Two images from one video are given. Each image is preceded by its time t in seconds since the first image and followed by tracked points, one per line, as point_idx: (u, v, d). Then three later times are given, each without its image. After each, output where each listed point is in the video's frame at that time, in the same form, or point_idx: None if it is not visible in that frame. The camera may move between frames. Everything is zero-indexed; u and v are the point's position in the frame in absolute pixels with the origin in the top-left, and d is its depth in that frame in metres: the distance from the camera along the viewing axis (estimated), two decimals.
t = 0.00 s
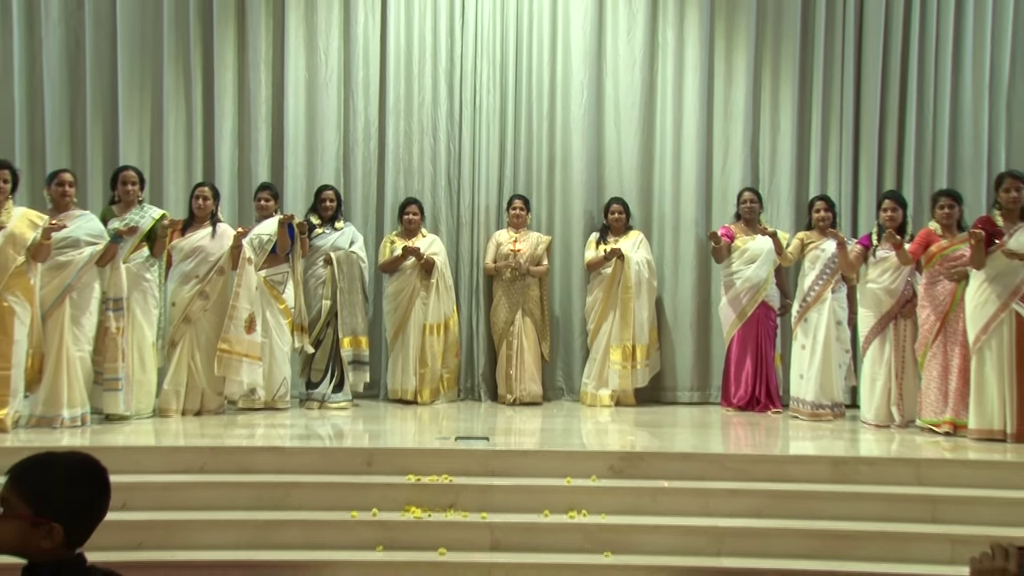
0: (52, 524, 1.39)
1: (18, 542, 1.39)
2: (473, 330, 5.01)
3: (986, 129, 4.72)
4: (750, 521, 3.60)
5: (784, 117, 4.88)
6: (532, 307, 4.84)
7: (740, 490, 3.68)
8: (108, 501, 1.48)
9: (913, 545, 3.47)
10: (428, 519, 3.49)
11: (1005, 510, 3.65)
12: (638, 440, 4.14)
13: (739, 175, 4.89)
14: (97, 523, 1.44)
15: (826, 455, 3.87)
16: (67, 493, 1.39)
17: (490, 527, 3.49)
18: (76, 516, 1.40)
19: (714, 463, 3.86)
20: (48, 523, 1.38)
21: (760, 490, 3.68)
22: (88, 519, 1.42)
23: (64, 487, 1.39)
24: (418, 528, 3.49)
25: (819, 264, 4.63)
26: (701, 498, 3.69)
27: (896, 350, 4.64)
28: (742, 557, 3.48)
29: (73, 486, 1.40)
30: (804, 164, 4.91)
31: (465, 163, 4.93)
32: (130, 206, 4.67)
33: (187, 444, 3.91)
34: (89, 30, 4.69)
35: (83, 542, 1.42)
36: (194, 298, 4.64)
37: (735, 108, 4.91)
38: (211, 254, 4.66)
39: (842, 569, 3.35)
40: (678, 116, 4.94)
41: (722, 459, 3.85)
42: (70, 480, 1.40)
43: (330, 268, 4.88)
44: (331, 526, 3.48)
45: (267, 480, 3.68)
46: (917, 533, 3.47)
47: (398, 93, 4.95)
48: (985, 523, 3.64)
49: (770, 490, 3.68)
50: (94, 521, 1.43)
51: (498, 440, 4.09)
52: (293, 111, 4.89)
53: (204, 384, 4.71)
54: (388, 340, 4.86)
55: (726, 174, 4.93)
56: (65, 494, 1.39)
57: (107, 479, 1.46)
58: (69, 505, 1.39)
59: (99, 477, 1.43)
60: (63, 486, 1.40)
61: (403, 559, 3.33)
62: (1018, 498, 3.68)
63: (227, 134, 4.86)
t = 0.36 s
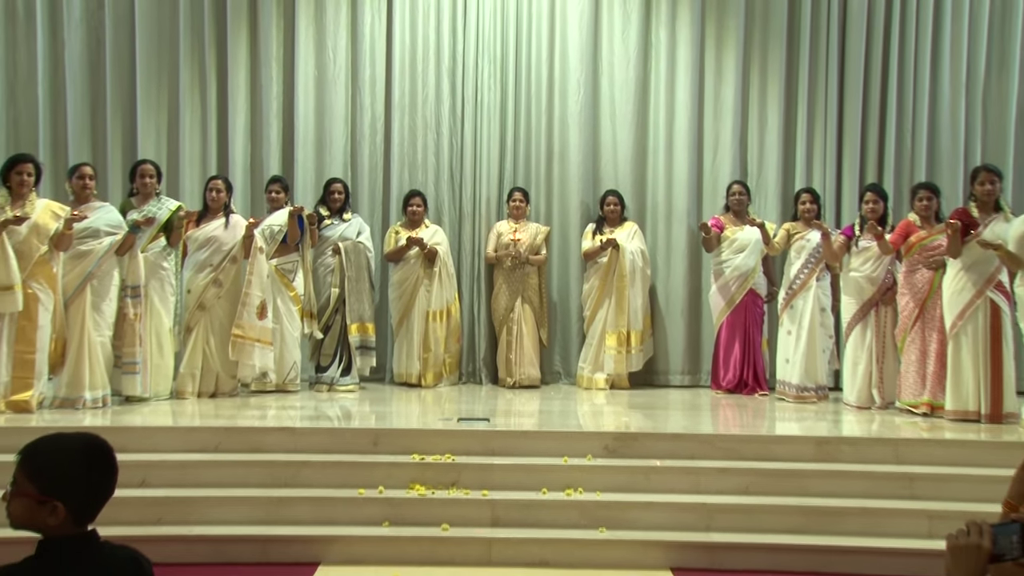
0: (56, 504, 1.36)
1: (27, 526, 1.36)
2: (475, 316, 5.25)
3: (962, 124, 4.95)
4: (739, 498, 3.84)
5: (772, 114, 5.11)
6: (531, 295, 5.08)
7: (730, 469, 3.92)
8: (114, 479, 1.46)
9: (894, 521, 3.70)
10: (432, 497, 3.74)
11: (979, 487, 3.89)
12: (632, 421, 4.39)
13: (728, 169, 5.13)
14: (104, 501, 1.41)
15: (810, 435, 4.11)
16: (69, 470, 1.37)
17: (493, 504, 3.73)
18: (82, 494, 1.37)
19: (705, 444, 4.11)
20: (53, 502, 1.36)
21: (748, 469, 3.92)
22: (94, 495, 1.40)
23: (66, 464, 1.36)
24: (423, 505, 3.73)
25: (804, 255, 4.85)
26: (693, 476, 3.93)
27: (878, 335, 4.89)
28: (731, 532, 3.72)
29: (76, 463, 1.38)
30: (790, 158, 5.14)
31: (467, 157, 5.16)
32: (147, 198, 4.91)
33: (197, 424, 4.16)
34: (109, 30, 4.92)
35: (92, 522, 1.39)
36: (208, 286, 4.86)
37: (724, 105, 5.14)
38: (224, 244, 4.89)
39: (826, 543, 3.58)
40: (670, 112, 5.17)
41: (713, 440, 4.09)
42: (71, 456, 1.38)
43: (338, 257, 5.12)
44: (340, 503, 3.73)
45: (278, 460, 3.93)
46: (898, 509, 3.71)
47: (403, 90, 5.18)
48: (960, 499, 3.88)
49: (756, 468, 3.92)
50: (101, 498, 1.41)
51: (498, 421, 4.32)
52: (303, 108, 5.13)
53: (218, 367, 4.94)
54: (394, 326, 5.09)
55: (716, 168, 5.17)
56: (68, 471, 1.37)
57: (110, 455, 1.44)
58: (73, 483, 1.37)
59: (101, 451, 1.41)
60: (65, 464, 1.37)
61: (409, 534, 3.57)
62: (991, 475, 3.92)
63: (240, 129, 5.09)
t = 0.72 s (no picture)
0: (56, 483, 1.47)
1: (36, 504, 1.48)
2: (477, 308, 5.50)
3: (940, 124, 5.18)
4: (728, 481, 4.09)
5: (760, 115, 5.34)
6: (530, 288, 5.32)
7: (719, 454, 4.17)
8: (119, 464, 1.57)
9: (876, 503, 3.95)
10: (434, 481, 3.98)
11: (954, 469, 4.15)
12: (626, 408, 4.63)
13: (718, 168, 5.37)
14: (104, 482, 1.52)
15: (795, 422, 4.36)
16: (69, 450, 1.48)
17: (491, 488, 3.97)
18: (79, 473, 1.47)
19: (695, 430, 4.36)
20: (54, 481, 1.47)
21: (737, 454, 4.17)
22: (95, 475, 1.50)
23: (66, 445, 1.48)
24: (424, 488, 3.98)
25: (791, 249, 5.08)
26: (683, 461, 4.18)
27: (860, 326, 5.14)
28: (721, 513, 3.97)
29: (76, 445, 1.49)
30: (777, 157, 5.39)
31: (469, 157, 5.40)
32: (164, 196, 5.15)
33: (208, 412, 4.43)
34: (128, 36, 5.17)
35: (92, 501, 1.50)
36: (221, 279, 5.06)
37: (715, 106, 5.38)
38: (237, 240, 5.09)
39: (810, 524, 3.83)
40: (663, 114, 5.41)
41: (702, 426, 4.34)
42: (72, 438, 1.49)
43: (345, 252, 5.35)
44: (347, 486, 3.97)
45: (289, 445, 4.17)
46: (879, 492, 3.96)
47: (408, 92, 5.41)
48: (937, 482, 4.13)
49: (745, 454, 4.17)
50: (102, 480, 1.51)
51: (499, 408, 4.57)
52: (312, 109, 5.37)
53: (231, 356, 5.17)
54: (399, 317, 5.33)
55: (707, 167, 5.41)
56: (67, 452, 1.48)
57: (114, 441, 1.55)
58: (72, 462, 1.48)
59: (101, 436, 1.52)
60: (67, 445, 1.49)
61: (414, 517, 3.82)
62: (967, 459, 4.17)
63: (252, 129, 5.33)
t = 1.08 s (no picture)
0: (60, 474, 1.48)
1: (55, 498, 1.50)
2: (478, 306, 5.76)
3: (920, 130, 5.43)
4: (718, 471, 4.35)
5: (749, 122, 5.59)
6: (529, 287, 5.57)
7: (709, 445, 4.42)
8: (130, 460, 1.55)
9: (858, 492, 4.20)
10: (438, 471, 4.23)
11: (931, 459, 4.40)
12: (620, 402, 4.88)
13: (709, 172, 5.62)
14: (109, 475, 1.49)
15: (782, 414, 4.61)
16: (69, 443, 1.49)
17: (493, 478, 4.22)
18: (79, 465, 1.47)
19: (687, 422, 4.61)
20: (59, 473, 1.48)
21: (727, 445, 4.42)
22: (97, 468, 1.49)
23: (68, 438, 1.49)
24: (429, 478, 4.22)
25: (779, 248, 5.30)
26: (674, 452, 4.43)
27: (844, 323, 5.39)
28: (711, 502, 4.22)
29: (77, 437, 1.49)
30: (765, 162, 5.64)
31: (471, 161, 5.65)
32: (180, 199, 5.41)
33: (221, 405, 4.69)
34: (146, 47, 5.43)
35: (97, 493, 1.48)
36: (235, 278, 5.29)
37: (705, 113, 5.63)
38: (250, 241, 5.31)
39: (795, 512, 4.08)
40: (656, 120, 5.66)
41: (694, 419, 4.59)
42: (73, 432, 1.49)
43: (352, 252, 5.60)
44: (356, 475, 4.22)
45: (299, 437, 4.43)
46: (860, 481, 4.21)
47: (412, 100, 5.66)
48: (916, 472, 4.38)
49: (734, 445, 4.42)
50: (105, 472, 1.49)
51: (500, 402, 4.82)
52: (321, 116, 5.62)
53: (244, 352, 5.40)
54: (404, 314, 5.57)
55: (698, 171, 5.66)
56: (68, 445, 1.48)
57: (121, 436, 1.54)
58: (72, 455, 1.48)
59: (102, 428, 1.51)
60: (70, 438, 1.50)
61: (418, 505, 4.07)
62: (944, 450, 4.42)
63: (263, 135, 5.59)
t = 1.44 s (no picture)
0: (77, 465, 1.61)
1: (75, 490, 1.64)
2: (479, 305, 6.02)
3: (901, 137, 5.69)
4: (708, 462, 4.60)
5: (738, 128, 5.85)
6: (528, 286, 5.82)
7: (700, 438, 4.67)
8: (143, 452, 1.68)
9: (842, 482, 4.45)
10: (441, 462, 4.48)
11: (910, 451, 4.66)
12: (615, 396, 5.14)
13: (700, 176, 5.88)
14: (124, 464, 1.62)
15: (770, 408, 4.87)
16: (85, 436, 1.62)
17: (494, 469, 4.47)
18: (95, 455, 1.60)
19: (679, 416, 4.87)
20: (77, 464, 1.61)
21: (717, 438, 4.68)
22: (112, 458, 1.62)
23: (84, 431, 1.63)
24: (433, 469, 4.48)
25: (767, 250, 5.57)
26: (666, 444, 4.68)
27: (829, 321, 5.66)
28: (702, 492, 4.47)
29: (92, 430, 1.63)
30: (754, 167, 5.90)
31: (472, 166, 5.91)
32: (195, 202, 5.68)
33: (233, 399, 4.95)
34: (163, 58, 5.70)
35: (112, 481, 1.61)
36: (248, 278, 5.55)
37: (697, 120, 5.89)
38: (263, 242, 5.57)
39: (780, 501, 4.33)
40: (650, 127, 5.92)
41: (685, 413, 4.85)
42: (89, 426, 1.63)
43: (359, 253, 5.85)
44: (364, 466, 4.48)
45: (309, 429, 4.68)
46: (844, 471, 4.45)
47: (416, 107, 5.92)
48: (896, 462, 4.64)
49: (723, 437, 4.67)
50: (120, 462, 1.62)
51: (501, 396, 5.07)
52: (329, 123, 5.88)
53: (256, 349, 5.66)
54: (409, 312, 5.81)
55: (690, 176, 5.92)
56: (85, 437, 1.62)
57: (133, 430, 1.67)
58: (88, 446, 1.61)
59: (116, 421, 1.64)
60: (86, 432, 1.63)
61: (422, 494, 4.32)
62: (922, 442, 4.68)
63: (274, 141, 5.85)
